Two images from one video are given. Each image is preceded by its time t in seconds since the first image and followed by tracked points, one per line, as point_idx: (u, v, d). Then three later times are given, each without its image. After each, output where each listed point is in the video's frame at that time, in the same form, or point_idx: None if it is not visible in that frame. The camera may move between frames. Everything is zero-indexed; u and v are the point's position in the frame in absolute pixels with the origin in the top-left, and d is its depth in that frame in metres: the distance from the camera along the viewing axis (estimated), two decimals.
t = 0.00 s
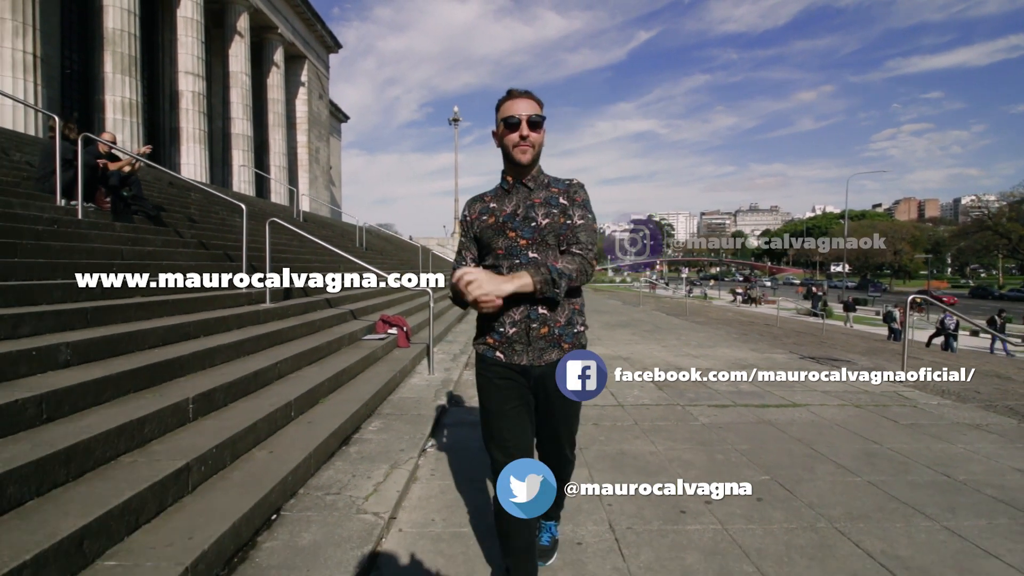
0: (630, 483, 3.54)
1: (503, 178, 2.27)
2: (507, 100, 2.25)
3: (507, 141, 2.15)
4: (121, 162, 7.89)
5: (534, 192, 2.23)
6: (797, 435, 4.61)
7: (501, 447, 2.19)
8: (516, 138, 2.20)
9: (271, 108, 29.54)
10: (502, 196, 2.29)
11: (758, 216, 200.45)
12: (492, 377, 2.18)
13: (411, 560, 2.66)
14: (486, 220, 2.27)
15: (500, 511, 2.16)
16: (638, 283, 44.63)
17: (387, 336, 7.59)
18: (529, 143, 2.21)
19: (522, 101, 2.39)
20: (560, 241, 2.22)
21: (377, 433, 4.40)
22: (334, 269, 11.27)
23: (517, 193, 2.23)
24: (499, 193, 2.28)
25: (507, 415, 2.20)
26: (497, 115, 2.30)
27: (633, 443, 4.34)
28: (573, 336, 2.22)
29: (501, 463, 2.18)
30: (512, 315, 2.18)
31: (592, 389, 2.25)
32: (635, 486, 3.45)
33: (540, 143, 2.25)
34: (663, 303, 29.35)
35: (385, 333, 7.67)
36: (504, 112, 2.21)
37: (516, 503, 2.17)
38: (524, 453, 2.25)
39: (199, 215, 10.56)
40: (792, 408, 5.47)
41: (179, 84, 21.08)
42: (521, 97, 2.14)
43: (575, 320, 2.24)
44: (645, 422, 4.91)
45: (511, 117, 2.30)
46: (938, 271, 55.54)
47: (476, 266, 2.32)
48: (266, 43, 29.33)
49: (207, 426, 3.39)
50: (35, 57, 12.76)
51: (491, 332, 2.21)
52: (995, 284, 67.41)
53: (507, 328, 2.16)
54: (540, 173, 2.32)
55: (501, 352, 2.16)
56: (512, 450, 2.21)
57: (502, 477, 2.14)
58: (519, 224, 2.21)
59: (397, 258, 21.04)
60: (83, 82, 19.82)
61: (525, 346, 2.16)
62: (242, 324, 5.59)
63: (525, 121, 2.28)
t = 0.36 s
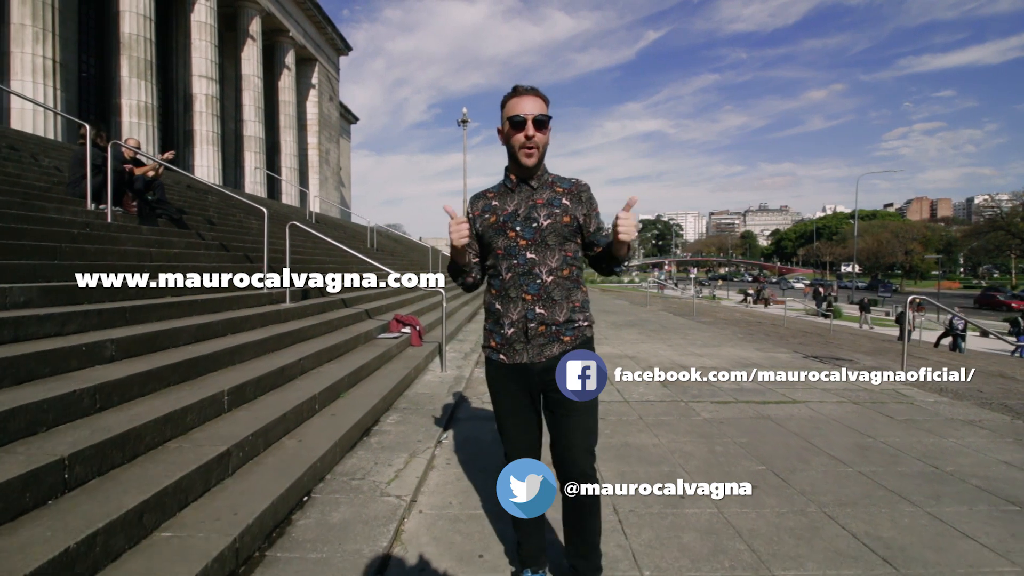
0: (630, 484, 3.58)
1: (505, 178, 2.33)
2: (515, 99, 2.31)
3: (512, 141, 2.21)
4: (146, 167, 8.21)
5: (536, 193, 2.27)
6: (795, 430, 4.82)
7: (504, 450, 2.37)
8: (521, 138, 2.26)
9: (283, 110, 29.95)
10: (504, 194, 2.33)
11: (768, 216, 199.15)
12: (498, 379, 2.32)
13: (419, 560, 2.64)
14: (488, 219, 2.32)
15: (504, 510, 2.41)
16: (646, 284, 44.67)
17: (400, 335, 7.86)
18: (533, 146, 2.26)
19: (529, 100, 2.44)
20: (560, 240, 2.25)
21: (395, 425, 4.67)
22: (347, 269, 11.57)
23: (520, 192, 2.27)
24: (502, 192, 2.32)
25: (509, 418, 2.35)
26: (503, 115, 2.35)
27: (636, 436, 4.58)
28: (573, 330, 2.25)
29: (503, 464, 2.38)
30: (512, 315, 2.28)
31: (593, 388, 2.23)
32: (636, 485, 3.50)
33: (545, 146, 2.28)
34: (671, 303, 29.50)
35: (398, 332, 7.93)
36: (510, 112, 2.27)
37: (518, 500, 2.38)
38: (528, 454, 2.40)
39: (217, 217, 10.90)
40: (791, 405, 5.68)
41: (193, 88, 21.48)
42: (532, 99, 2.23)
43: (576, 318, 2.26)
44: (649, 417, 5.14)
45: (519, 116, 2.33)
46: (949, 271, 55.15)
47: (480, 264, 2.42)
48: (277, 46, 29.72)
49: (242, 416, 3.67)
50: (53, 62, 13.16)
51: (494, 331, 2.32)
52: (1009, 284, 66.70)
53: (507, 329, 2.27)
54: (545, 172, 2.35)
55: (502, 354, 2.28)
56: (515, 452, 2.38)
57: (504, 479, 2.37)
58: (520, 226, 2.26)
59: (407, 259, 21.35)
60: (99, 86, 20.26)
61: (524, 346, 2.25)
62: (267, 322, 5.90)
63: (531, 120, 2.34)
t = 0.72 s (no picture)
0: (631, 483, 3.61)
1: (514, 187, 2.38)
2: (520, 111, 2.32)
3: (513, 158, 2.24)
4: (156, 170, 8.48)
5: (543, 205, 2.31)
6: (780, 422, 5.09)
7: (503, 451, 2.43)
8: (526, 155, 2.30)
9: (283, 111, 30.22)
10: (511, 203, 2.38)
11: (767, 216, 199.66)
12: (497, 383, 2.37)
13: (418, 562, 2.67)
14: (494, 225, 2.36)
15: (505, 508, 2.50)
16: (645, 284, 45.01)
17: (403, 333, 8.12)
18: (539, 162, 2.29)
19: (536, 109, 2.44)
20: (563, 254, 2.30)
21: (400, 418, 4.94)
22: (350, 269, 11.85)
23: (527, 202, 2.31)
24: (509, 200, 2.37)
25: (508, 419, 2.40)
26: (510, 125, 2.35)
27: (628, 427, 4.85)
28: (570, 337, 2.30)
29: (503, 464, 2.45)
30: (511, 322, 2.33)
31: (593, 388, 2.29)
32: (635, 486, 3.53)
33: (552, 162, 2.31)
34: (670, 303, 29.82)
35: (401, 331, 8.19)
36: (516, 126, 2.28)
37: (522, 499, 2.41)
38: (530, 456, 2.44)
39: (223, 218, 11.19)
40: (778, 399, 5.96)
41: (195, 89, 21.72)
42: (532, 117, 2.24)
43: (573, 326, 2.30)
44: (642, 410, 5.40)
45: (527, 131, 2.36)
46: (946, 271, 55.51)
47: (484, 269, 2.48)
48: (277, 47, 29.96)
49: (259, 407, 3.93)
50: (57, 64, 13.42)
51: (493, 337, 2.37)
52: (1006, 284, 67.11)
53: (505, 335, 2.32)
54: (553, 183, 2.39)
55: (500, 360, 2.32)
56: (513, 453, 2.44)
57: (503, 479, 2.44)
58: (524, 236, 2.30)
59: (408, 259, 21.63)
60: (102, 87, 20.52)
61: (522, 352, 2.29)
62: (276, 319, 6.17)
63: (534, 134, 2.35)
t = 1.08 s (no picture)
0: (630, 483, 3.56)
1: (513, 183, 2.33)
2: (526, 100, 2.28)
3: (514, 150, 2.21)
4: (160, 171, 8.69)
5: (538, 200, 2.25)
6: (762, 413, 5.34)
7: (493, 455, 2.28)
8: (528, 146, 2.25)
9: (280, 111, 30.42)
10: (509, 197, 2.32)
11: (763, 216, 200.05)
12: (484, 380, 2.28)
13: (416, 559, 2.68)
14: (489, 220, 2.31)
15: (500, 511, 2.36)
16: (641, 283, 45.41)
17: (402, 330, 8.34)
18: (540, 152, 2.22)
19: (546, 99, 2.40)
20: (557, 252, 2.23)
21: (400, 410, 5.17)
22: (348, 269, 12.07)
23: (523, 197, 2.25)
24: (506, 195, 2.31)
25: (492, 416, 2.29)
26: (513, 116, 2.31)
27: (618, 417, 5.09)
28: (565, 335, 2.19)
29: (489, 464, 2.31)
30: (503, 320, 2.25)
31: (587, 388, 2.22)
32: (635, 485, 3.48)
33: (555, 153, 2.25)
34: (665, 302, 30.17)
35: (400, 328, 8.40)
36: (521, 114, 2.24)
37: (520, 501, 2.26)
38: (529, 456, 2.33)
39: (224, 218, 11.41)
40: (762, 392, 6.22)
41: (192, 89, 21.87)
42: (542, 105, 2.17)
43: (568, 325, 2.20)
44: (632, 402, 5.64)
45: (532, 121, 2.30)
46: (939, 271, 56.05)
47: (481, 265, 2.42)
48: (275, 48, 30.14)
49: (267, 397, 4.16)
50: (56, 65, 13.60)
51: (486, 334, 2.29)
52: (999, 283, 67.66)
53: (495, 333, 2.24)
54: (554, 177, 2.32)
55: (491, 355, 2.25)
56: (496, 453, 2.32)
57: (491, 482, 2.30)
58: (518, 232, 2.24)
59: (405, 259, 21.87)
60: (99, 88, 20.69)
61: (514, 348, 2.21)
62: (280, 316, 6.40)
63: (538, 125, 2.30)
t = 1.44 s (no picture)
0: (628, 479, 3.66)
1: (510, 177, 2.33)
2: (521, 89, 2.27)
3: (513, 138, 2.19)
4: (168, 174, 8.94)
5: (537, 194, 2.25)
6: (749, 406, 5.60)
7: (488, 452, 2.19)
8: (525, 134, 2.24)
9: (280, 112, 30.65)
10: (506, 192, 2.32)
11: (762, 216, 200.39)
12: (478, 373, 2.21)
13: (417, 552, 2.77)
14: (486, 216, 2.30)
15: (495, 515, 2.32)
16: (640, 284, 45.71)
17: (404, 329, 8.58)
18: (539, 142, 2.23)
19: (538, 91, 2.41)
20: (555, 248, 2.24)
21: (403, 403, 5.42)
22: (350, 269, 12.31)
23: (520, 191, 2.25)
24: (503, 190, 2.30)
25: (486, 414, 2.22)
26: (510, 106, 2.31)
27: (610, 411, 5.34)
28: (561, 336, 2.21)
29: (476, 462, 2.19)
30: (499, 315, 2.22)
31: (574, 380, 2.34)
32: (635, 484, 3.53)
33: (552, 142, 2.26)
34: (663, 302, 30.47)
35: (401, 327, 8.64)
36: (518, 102, 2.24)
37: (517, 500, 2.35)
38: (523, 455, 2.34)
39: (228, 219, 11.65)
40: (750, 387, 6.49)
41: (193, 90, 22.04)
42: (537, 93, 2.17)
43: (564, 324, 2.21)
44: (624, 397, 5.89)
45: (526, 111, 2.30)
46: (936, 270, 56.32)
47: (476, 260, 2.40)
48: (275, 49, 30.36)
49: (279, 390, 4.41)
50: (59, 67, 13.82)
51: (480, 329, 2.25)
52: (997, 283, 67.81)
53: (491, 328, 2.20)
54: (549, 170, 2.32)
55: (485, 347, 2.21)
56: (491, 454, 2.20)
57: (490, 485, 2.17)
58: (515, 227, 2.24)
59: (405, 259, 22.12)
60: (101, 89, 20.91)
61: (510, 344, 2.19)
62: (287, 315, 6.65)
63: (536, 114, 2.32)
